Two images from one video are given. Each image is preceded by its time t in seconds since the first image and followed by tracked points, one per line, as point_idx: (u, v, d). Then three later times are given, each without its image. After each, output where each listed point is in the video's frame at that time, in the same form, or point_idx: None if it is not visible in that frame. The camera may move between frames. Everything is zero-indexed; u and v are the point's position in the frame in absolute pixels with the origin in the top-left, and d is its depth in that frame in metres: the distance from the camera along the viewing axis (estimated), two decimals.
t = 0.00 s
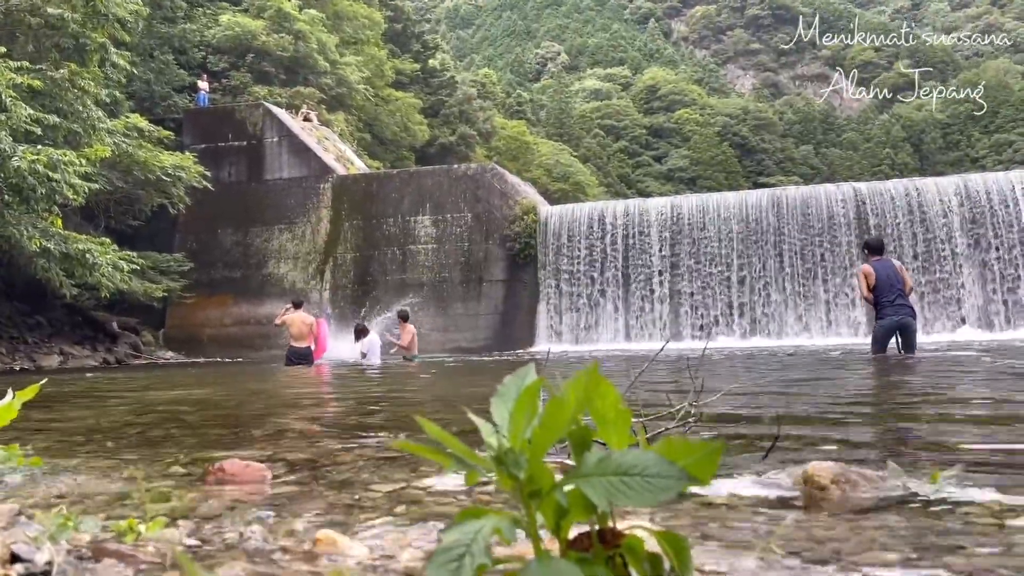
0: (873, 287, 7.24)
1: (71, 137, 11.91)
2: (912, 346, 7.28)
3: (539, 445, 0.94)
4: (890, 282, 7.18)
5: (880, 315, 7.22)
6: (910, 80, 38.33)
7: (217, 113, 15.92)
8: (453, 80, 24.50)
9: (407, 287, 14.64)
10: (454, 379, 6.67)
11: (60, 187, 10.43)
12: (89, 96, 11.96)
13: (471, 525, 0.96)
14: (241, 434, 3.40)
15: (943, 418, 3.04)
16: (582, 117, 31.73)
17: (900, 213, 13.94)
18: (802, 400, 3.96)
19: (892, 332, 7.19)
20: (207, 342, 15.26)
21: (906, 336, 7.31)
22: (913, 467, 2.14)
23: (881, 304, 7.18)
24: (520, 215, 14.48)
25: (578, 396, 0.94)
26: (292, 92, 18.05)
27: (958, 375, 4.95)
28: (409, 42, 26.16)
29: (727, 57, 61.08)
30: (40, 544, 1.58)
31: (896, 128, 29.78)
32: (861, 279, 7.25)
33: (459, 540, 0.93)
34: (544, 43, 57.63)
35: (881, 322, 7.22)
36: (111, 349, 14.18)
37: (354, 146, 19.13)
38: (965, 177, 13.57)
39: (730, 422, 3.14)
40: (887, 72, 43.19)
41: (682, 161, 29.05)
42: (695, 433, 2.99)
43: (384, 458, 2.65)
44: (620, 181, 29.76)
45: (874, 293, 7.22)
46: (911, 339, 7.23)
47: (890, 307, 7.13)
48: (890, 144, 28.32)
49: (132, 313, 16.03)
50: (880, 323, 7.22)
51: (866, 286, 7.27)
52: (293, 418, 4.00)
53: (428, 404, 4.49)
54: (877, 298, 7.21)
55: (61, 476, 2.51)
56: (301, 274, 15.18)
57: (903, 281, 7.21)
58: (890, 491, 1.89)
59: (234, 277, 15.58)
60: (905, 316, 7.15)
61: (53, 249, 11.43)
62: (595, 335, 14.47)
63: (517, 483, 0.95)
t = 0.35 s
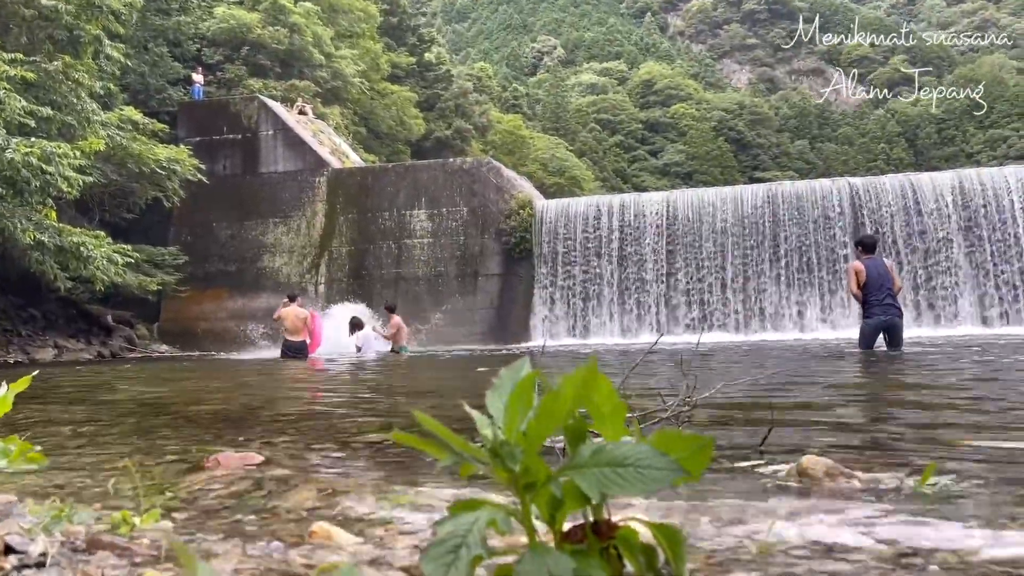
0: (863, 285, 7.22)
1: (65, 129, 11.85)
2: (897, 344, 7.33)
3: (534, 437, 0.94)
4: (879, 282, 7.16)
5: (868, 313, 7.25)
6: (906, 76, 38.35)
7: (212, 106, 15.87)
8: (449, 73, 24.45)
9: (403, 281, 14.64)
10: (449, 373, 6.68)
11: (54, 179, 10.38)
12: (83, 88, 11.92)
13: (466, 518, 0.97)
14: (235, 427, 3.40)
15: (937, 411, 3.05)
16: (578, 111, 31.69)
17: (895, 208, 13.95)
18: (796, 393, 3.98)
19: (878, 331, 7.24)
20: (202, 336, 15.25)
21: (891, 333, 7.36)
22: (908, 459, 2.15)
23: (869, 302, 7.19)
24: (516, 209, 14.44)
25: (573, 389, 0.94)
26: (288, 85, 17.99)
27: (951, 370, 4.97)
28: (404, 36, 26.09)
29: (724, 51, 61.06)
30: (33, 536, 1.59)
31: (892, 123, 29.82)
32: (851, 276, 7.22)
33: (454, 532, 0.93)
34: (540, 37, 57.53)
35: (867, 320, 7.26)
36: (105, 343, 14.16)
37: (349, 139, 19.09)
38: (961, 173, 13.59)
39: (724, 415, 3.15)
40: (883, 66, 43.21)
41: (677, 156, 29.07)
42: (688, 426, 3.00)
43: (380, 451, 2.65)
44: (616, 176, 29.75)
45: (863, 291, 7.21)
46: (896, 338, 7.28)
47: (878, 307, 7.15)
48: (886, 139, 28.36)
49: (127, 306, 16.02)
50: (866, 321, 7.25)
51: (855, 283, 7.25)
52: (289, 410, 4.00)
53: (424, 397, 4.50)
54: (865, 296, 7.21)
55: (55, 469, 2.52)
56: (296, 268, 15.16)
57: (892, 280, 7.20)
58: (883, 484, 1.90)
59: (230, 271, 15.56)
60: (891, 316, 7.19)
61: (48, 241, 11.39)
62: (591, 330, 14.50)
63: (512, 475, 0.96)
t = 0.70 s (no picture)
0: (866, 274, 7.23)
1: (57, 123, 11.79)
2: (893, 339, 7.35)
3: (525, 433, 0.93)
4: (882, 273, 7.18)
5: (867, 304, 7.27)
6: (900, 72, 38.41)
7: (205, 100, 15.80)
8: (443, 67, 24.40)
9: (397, 276, 14.61)
10: (443, 368, 6.67)
11: (46, 173, 10.33)
12: (75, 82, 11.85)
13: (458, 513, 0.96)
14: (228, 422, 3.40)
15: (931, 408, 3.06)
16: (573, 106, 31.67)
17: (889, 205, 13.96)
18: (790, 389, 3.98)
19: (876, 324, 7.25)
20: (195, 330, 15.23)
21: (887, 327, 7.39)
22: (901, 455, 2.15)
23: (870, 293, 7.20)
24: (510, 203, 14.40)
25: (565, 386, 0.93)
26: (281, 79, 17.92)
27: (944, 366, 4.97)
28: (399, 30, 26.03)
29: (718, 47, 61.06)
30: (21, 532, 1.58)
31: (886, 120, 29.88)
32: (855, 265, 7.22)
33: (445, 528, 0.93)
34: (535, 31, 57.44)
35: (866, 311, 7.27)
36: (97, 337, 14.12)
37: (343, 133, 19.04)
38: (954, 169, 13.64)
39: (717, 411, 3.15)
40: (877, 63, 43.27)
41: (672, 151, 29.09)
42: (681, 421, 2.99)
43: (372, 446, 2.64)
44: (610, 171, 29.75)
45: (865, 280, 7.22)
46: (893, 332, 7.31)
47: (878, 298, 7.17)
48: (880, 135, 28.40)
49: (120, 301, 15.97)
50: (865, 313, 7.27)
51: (858, 272, 7.25)
52: (282, 406, 3.99)
53: (417, 392, 4.50)
54: (867, 286, 7.22)
55: (45, 464, 2.51)
56: (290, 262, 15.11)
57: (893, 273, 7.23)
58: (876, 478, 1.90)
59: (223, 265, 15.52)
60: (890, 309, 7.20)
61: (39, 235, 11.33)
62: (585, 325, 14.49)
63: (504, 470, 0.95)
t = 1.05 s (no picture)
0: (866, 269, 7.20)
1: (48, 117, 11.73)
2: (886, 335, 7.44)
3: (517, 427, 0.93)
4: (881, 268, 7.19)
5: (864, 300, 7.30)
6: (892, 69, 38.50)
7: (197, 96, 15.72)
8: (436, 63, 24.34)
9: (389, 272, 14.59)
10: (436, 364, 6.66)
11: (36, 168, 10.28)
12: (66, 76, 11.79)
13: (448, 509, 0.96)
14: (218, 418, 3.39)
15: (922, 404, 3.06)
16: (566, 102, 31.67)
17: (881, 202, 14.00)
18: (781, 385, 3.98)
19: (873, 319, 7.29)
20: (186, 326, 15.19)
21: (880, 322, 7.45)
22: (888, 451, 2.16)
23: (867, 289, 7.22)
24: (503, 200, 14.42)
25: (556, 381, 0.93)
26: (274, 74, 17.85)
27: (934, 362, 5.00)
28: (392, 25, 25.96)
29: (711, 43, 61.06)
30: (10, 529, 1.58)
31: (878, 117, 29.94)
32: (855, 260, 7.18)
33: (436, 523, 0.92)
34: (528, 28, 57.36)
35: (863, 307, 7.30)
36: (88, 333, 14.07)
37: (335, 129, 18.99)
38: (945, 166, 13.67)
39: (709, 407, 3.15)
40: (869, 60, 43.37)
41: (665, 148, 29.10)
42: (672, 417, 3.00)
43: (362, 442, 2.64)
44: (603, 168, 29.74)
45: (865, 276, 7.20)
46: (886, 328, 7.38)
47: (877, 294, 7.20)
48: (871, 132, 28.47)
49: (111, 297, 15.93)
50: (863, 308, 7.29)
51: (857, 267, 7.21)
52: (273, 402, 3.99)
53: (409, 388, 4.48)
54: (865, 281, 7.21)
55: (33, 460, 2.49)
56: (282, 258, 15.07)
57: (889, 269, 7.25)
58: (866, 474, 1.91)
59: (215, 261, 15.48)
60: (887, 304, 7.26)
61: (30, 231, 11.28)
62: (578, 321, 14.52)
63: (493, 465, 0.94)
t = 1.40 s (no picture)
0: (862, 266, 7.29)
1: (38, 114, 11.67)
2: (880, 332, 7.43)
3: (508, 423, 0.92)
4: (878, 265, 7.28)
5: (858, 297, 7.27)
6: (885, 67, 38.56)
7: (188, 93, 15.62)
8: (429, 60, 24.27)
9: (382, 269, 14.57)
10: (429, 361, 6.64)
11: (27, 165, 10.22)
12: (56, 73, 11.72)
13: (440, 504, 0.96)
14: (211, 415, 3.38)
15: (913, 400, 3.07)
16: (559, 100, 31.65)
17: (873, 200, 14.03)
18: (775, 381, 3.99)
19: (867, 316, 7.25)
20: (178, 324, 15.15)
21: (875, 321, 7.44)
22: (880, 447, 2.17)
23: (863, 286, 7.24)
24: (496, 197, 14.44)
25: (548, 375, 0.92)
26: (266, 71, 17.77)
27: (925, 359, 5.01)
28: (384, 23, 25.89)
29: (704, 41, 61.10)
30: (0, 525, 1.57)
31: (870, 114, 30.01)
32: (853, 256, 7.25)
33: (427, 518, 0.92)
34: (521, 25, 57.29)
35: (858, 304, 7.26)
36: (79, 331, 14.02)
37: (327, 126, 18.94)
38: (936, 164, 13.70)
39: (703, 403, 3.15)
40: (862, 58, 43.43)
41: (658, 146, 29.10)
42: (664, 414, 2.99)
43: (355, 438, 2.64)
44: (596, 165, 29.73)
45: (861, 272, 7.28)
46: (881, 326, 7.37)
47: (872, 291, 7.20)
48: (864, 130, 28.52)
49: (102, 294, 15.89)
50: (857, 306, 7.26)
51: (854, 264, 7.28)
52: (266, 399, 3.97)
53: (402, 386, 4.48)
54: (862, 278, 7.29)
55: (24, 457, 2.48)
56: (274, 256, 15.04)
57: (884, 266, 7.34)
58: (857, 470, 1.91)
59: (206, 258, 15.43)
60: (881, 302, 7.23)
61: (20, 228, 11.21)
62: (570, 319, 14.53)
63: (484, 460, 0.94)
